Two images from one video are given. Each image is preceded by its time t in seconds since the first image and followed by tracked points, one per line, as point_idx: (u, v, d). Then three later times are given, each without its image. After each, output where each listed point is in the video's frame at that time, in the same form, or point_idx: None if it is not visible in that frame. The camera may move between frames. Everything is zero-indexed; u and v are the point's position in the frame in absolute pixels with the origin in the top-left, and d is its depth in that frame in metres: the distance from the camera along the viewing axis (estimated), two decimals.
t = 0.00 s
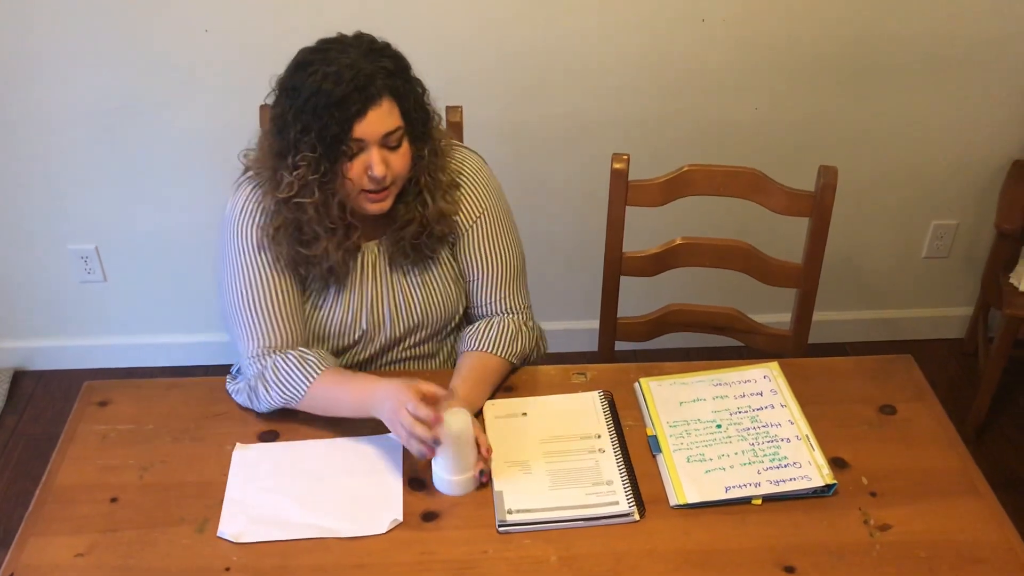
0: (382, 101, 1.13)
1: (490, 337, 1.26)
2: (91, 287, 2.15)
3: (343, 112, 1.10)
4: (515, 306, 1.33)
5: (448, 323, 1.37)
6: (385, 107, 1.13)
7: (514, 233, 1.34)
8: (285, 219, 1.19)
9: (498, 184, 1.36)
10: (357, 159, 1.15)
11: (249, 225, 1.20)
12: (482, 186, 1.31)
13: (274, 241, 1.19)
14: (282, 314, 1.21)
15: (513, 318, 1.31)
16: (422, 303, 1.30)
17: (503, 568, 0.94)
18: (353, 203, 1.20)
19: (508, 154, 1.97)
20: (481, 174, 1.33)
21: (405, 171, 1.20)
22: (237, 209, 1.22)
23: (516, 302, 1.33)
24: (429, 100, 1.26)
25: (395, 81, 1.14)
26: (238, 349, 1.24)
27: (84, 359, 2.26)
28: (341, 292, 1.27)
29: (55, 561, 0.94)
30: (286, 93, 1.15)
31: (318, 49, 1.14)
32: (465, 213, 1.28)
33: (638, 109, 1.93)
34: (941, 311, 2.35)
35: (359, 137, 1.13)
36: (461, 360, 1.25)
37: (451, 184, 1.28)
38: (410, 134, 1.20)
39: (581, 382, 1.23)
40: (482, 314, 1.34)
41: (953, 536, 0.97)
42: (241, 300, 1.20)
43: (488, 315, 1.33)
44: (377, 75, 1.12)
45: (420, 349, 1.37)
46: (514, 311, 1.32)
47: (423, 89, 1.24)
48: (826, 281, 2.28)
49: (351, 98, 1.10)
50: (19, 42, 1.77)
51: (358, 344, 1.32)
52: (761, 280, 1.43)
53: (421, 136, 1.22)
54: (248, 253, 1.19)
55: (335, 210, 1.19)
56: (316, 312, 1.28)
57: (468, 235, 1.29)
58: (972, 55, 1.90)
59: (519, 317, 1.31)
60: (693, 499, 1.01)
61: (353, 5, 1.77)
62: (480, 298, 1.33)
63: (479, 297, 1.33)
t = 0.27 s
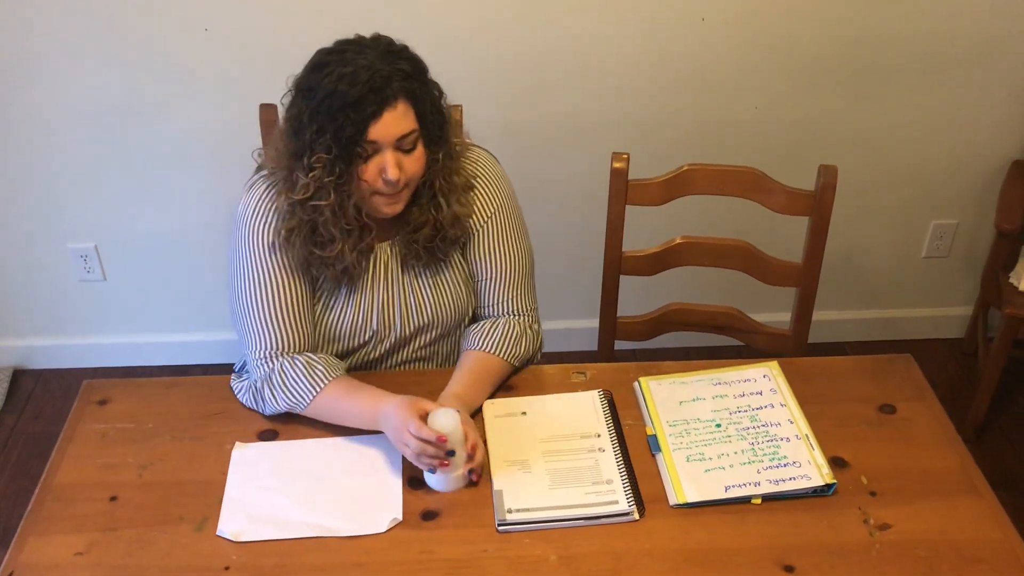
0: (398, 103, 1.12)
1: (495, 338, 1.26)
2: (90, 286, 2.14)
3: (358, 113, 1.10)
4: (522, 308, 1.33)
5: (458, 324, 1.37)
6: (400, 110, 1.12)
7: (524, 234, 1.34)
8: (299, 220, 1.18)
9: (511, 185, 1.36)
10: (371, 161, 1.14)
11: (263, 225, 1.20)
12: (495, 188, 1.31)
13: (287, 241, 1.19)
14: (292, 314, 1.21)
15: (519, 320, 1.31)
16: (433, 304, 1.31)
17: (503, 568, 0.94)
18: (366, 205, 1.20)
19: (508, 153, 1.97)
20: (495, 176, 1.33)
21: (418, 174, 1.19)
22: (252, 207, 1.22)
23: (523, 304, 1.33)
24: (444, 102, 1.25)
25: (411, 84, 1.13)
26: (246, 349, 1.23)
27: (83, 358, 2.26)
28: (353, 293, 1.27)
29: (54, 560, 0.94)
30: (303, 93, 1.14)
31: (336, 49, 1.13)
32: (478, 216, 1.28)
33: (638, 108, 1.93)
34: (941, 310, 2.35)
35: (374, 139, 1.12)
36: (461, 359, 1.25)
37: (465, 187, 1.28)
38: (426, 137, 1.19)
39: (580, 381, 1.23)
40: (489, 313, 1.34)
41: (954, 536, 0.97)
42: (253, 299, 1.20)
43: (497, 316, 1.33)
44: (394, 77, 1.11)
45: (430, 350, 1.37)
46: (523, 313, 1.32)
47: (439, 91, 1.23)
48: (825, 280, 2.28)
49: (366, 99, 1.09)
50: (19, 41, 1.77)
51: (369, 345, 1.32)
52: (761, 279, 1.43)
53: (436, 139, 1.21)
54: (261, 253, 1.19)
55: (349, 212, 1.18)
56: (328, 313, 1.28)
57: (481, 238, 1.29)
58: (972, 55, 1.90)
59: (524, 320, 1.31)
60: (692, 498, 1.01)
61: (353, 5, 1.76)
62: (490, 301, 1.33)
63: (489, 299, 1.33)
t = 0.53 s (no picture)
0: (400, 107, 1.11)
1: (496, 336, 1.26)
2: (90, 284, 2.14)
3: (360, 116, 1.09)
4: (522, 306, 1.32)
5: (458, 323, 1.37)
6: (402, 114, 1.11)
7: (525, 234, 1.34)
8: (300, 220, 1.18)
9: (513, 185, 1.36)
10: (372, 164, 1.13)
11: (263, 224, 1.20)
12: (497, 187, 1.31)
13: (287, 241, 1.18)
14: (290, 313, 1.21)
15: (519, 318, 1.31)
16: (433, 304, 1.31)
17: (503, 566, 0.93)
18: (367, 207, 1.19)
19: (507, 152, 1.97)
20: (498, 176, 1.33)
21: (419, 177, 1.18)
22: (253, 206, 1.21)
23: (523, 302, 1.33)
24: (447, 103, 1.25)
25: (414, 88, 1.12)
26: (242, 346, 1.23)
27: (83, 356, 2.26)
28: (353, 292, 1.27)
29: (54, 558, 0.94)
30: (306, 93, 1.13)
31: (339, 50, 1.12)
32: (479, 217, 1.28)
33: (638, 107, 1.92)
34: (941, 309, 2.35)
35: (375, 143, 1.11)
36: (461, 356, 1.25)
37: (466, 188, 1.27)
38: (428, 141, 1.18)
39: (580, 379, 1.23)
40: (489, 311, 1.34)
41: (954, 533, 0.97)
42: (252, 298, 1.20)
43: (497, 314, 1.33)
44: (397, 80, 1.10)
45: (430, 349, 1.37)
46: (523, 313, 1.32)
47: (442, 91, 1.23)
48: (825, 278, 2.28)
49: (368, 102, 1.08)
50: (19, 40, 1.76)
51: (368, 343, 1.32)
52: (761, 277, 1.43)
53: (438, 142, 1.20)
54: (260, 251, 1.19)
55: (349, 213, 1.18)
56: (328, 311, 1.28)
57: (482, 239, 1.29)
58: (972, 53, 1.90)
59: (524, 318, 1.31)
60: (692, 496, 1.01)
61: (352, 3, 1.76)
62: (490, 301, 1.33)
63: (489, 299, 1.33)
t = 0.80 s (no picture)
0: (395, 108, 1.11)
1: (495, 335, 1.26)
2: (90, 283, 2.14)
3: (354, 117, 1.09)
4: (520, 305, 1.32)
5: (456, 322, 1.37)
6: (397, 115, 1.11)
7: (523, 233, 1.34)
8: (296, 220, 1.18)
9: (511, 184, 1.36)
10: (367, 165, 1.13)
11: (259, 224, 1.20)
12: (495, 186, 1.31)
13: (283, 241, 1.19)
14: (286, 313, 1.22)
15: (517, 316, 1.31)
16: (430, 303, 1.31)
17: (503, 564, 0.94)
18: (363, 208, 1.19)
19: (507, 151, 1.97)
20: (495, 175, 1.33)
21: (415, 176, 1.18)
22: (249, 206, 1.22)
23: (520, 301, 1.33)
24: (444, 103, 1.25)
25: (410, 89, 1.12)
26: (239, 346, 1.24)
27: (83, 355, 2.26)
28: (350, 292, 1.27)
29: (55, 556, 0.94)
30: (301, 94, 1.14)
31: (335, 51, 1.12)
32: (477, 217, 1.28)
33: (638, 106, 1.92)
34: (940, 307, 2.35)
35: (370, 143, 1.11)
36: (460, 355, 1.25)
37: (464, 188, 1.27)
38: (424, 142, 1.18)
39: (580, 378, 1.23)
40: (487, 310, 1.34)
41: (953, 532, 0.98)
42: (248, 298, 1.20)
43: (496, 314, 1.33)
44: (392, 81, 1.10)
45: (428, 348, 1.37)
46: (521, 312, 1.33)
47: (439, 92, 1.23)
48: (825, 277, 2.28)
49: (363, 104, 1.08)
50: (19, 40, 1.76)
51: (366, 343, 1.32)
52: (761, 275, 1.43)
53: (436, 143, 1.20)
54: (256, 251, 1.19)
55: (345, 214, 1.18)
56: (325, 311, 1.28)
57: (480, 239, 1.29)
58: (972, 51, 1.90)
59: (523, 317, 1.31)
60: (692, 494, 1.02)
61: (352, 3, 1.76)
62: (488, 300, 1.33)
63: (487, 298, 1.33)
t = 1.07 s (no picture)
0: (392, 109, 1.11)
1: (495, 335, 1.26)
2: (90, 282, 2.14)
3: (351, 117, 1.09)
4: (519, 304, 1.32)
5: (456, 321, 1.37)
6: (394, 116, 1.11)
7: (523, 232, 1.34)
8: (294, 219, 1.18)
9: (510, 184, 1.36)
10: (364, 165, 1.13)
11: (257, 224, 1.20)
12: (494, 186, 1.31)
13: (281, 241, 1.19)
14: (285, 312, 1.22)
15: (516, 315, 1.31)
16: (430, 303, 1.31)
17: (503, 563, 0.94)
18: (361, 208, 1.19)
19: (507, 149, 1.97)
20: (494, 174, 1.33)
21: (413, 176, 1.18)
22: (247, 206, 1.22)
23: (520, 300, 1.33)
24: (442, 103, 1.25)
25: (407, 89, 1.12)
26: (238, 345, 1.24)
27: (83, 354, 2.27)
28: (349, 291, 1.27)
29: (55, 555, 0.94)
30: (299, 94, 1.14)
31: (332, 51, 1.12)
32: (476, 216, 1.28)
33: (637, 105, 1.92)
34: (940, 305, 2.35)
35: (367, 143, 1.11)
36: (460, 354, 1.25)
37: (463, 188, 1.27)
38: (422, 143, 1.18)
39: (580, 376, 1.23)
40: (487, 309, 1.34)
41: (954, 530, 0.98)
42: (246, 297, 1.20)
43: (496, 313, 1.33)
44: (389, 81, 1.10)
45: (428, 348, 1.37)
46: (521, 312, 1.33)
47: (437, 92, 1.23)
48: (825, 276, 2.28)
49: (359, 104, 1.09)
50: (19, 39, 1.76)
51: (365, 342, 1.32)
52: (761, 274, 1.43)
53: (434, 143, 1.20)
54: (255, 251, 1.19)
55: (343, 214, 1.19)
56: (324, 310, 1.28)
57: (479, 239, 1.29)
58: (972, 50, 1.90)
59: (523, 317, 1.31)
60: (692, 493, 1.02)
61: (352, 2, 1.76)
62: (487, 299, 1.33)
63: (487, 297, 1.33)
